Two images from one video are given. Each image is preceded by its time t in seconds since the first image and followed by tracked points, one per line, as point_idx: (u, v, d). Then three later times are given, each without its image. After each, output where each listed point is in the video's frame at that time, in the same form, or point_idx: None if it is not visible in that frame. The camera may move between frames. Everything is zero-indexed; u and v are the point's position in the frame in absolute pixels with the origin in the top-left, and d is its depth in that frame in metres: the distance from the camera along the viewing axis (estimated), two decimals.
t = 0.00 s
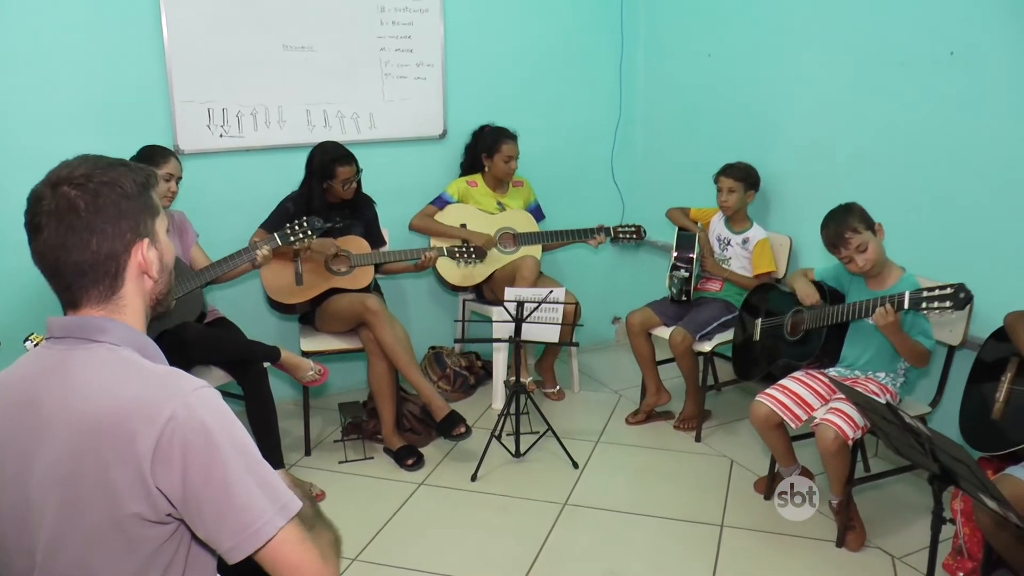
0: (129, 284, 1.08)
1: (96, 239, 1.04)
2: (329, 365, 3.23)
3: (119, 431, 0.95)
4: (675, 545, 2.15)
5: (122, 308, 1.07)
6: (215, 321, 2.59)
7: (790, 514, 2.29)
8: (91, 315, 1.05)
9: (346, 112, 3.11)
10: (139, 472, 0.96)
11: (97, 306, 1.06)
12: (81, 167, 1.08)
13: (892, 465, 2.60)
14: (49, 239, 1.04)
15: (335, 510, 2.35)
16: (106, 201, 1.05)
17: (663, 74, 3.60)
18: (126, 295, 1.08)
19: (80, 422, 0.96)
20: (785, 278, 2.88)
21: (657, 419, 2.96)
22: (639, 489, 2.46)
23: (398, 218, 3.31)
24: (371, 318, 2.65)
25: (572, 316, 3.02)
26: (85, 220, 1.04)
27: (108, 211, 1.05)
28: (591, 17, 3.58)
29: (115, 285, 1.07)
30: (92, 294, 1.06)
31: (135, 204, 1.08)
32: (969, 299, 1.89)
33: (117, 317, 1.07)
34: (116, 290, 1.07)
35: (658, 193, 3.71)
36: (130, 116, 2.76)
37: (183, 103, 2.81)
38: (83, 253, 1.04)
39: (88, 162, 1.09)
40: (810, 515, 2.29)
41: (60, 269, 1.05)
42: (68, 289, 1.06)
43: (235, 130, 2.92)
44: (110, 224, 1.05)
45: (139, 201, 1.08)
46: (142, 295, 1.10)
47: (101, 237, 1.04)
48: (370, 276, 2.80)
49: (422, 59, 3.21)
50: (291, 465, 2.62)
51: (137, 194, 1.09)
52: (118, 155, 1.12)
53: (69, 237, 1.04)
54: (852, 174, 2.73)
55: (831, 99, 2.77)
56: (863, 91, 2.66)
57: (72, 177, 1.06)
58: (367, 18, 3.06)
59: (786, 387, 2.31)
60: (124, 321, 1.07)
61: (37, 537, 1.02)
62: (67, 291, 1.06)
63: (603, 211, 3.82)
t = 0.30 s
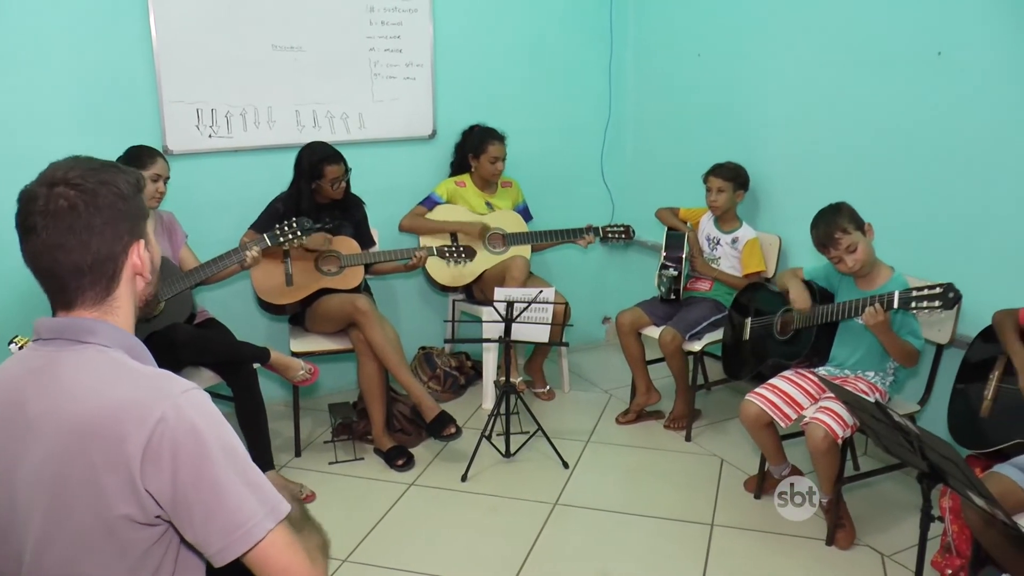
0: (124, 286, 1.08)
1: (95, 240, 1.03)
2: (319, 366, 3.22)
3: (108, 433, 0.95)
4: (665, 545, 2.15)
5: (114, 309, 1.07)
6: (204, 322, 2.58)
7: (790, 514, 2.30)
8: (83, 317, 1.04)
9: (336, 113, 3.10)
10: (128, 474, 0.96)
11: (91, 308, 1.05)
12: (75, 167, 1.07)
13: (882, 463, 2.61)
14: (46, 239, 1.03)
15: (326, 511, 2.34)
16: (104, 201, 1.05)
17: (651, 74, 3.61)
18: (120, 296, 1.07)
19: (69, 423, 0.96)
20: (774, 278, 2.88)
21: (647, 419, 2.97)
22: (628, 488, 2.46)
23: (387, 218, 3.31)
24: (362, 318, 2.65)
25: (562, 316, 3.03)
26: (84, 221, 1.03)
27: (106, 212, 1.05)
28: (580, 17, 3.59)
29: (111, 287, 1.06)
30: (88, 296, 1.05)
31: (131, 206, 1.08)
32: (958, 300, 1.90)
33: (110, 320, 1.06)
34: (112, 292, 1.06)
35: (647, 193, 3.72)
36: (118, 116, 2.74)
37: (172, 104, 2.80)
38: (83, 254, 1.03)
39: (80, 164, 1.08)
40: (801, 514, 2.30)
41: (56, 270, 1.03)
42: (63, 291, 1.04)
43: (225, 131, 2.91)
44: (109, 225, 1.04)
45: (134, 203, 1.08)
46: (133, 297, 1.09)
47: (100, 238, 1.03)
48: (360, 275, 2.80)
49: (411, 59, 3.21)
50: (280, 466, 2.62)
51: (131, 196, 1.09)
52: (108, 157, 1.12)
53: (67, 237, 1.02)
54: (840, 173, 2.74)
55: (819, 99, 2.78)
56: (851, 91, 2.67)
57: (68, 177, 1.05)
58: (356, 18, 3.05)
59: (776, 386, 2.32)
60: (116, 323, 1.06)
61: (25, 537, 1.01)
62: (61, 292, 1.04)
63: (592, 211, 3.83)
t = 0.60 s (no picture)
0: (115, 291, 1.07)
1: (88, 248, 1.03)
2: (309, 366, 3.21)
3: (98, 432, 0.94)
4: (655, 544, 2.15)
5: (105, 315, 1.06)
6: (195, 323, 2.58)
7: (790, 515, 2.30)
8: (72, 320, 1.03)
9: (326, 113, 3.10)
10: (119, 473, 0.95)
11: (82, 313, 1.05)
12: (62, 172, 1.05)
13: (871, 461, 2.62)
14: (37, 249, 1.02)
15: (317, 512, 2.34)
16: (94, 208, 1.04)
17: (640, 74, 3.62)
18: (111, 300, 1.07)
19: (58, 423, 0.95)
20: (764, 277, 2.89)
21: (638, 418, 2.97)
22: (619, 488, 2.47)
23: (377, 218, 3.30)
24: (352, 318, 2.64)
25: (553, 316, 3.03)
26: (76, 228, 1.02)
27: (96, 218, 1.04)
28: (569, 17, 3.59)
29: (103, 292, 1.06)
30: (79, 302, 1.04)
31: (121, 210, 1.07)
32: (947, 302, 1.91)
33: (101, 323, 1.06)
34: (103, 297, 1.06)
35: (637, 193, 3.72)
36: (106, 116, 2.73)
37: (161, 104, 2.79)
38: (76, 262, 1.02)
39: (65, 168, 1.06)
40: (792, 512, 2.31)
41: (49, 279, 1.02)
42: (55, 297, 1.03)
43: (214, 131, 2.91)
44: (101, 231, 1.04)
45: (123, 207, 1.08)
46: (124, 301, 1.09)
47: (93, 246, 1.03)
48: (351, 276, 2.79)
49: (401, 59, 3.20)
50: (271, 467, 2.61)
51: (120, 200, 1.08)
52: (93, 158, 1.10)
53: (59, 245, 1.01)
54: (829, 173, 2.75)
55: (808, 99, 2.79)
56: (839, 90, 2.68)
57: (55, 185, 1.03)
58: (345, 18, 3.05)
59: (767, 385, 2.32)
60: (107, 327, 1.06)
61: (16, 538, 1.01)
62: (53, 299, 1.04)
63: (582, 211, 3.83)
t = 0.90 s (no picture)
0: (102, 291, 1.06)
1: (76, 245, 1.02)
2: (300, 367, 3.21)
3: (86, 434, 0.94)
4: (646, 544, 2.16)
5: (93, 314, 1.05)
6: (184, 325, 2.57)
7: (790, 515, 2.29)
8: (60, 320, 1.02)
9: (315, 113, 3.09)
10: (107, 475, 0.95)
11: (69, 312, 1.03)
12: (52, 171, 1.05)
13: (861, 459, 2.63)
14: (25, 245, 1.01)
15: (308, 513, 2.34)
16: (83, 205, 1.04)
17: (629, 73, 3.63)
18: (99, 300, 1.06)
19: (45, 425, 0.94)
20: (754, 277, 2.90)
21: (629, 417, 2.98)
22: (609, 488, 2.47)
23: (368, 218, 3.30)
24: (342, 319, 2.64)
25: (543, 316, 3.03)
26: (64, 225, 1.02)
27: (85, 215, 1.04)
28: (559, 17, 3.59)
29: (91, 291, 1.05)
30: (67, 300, 1.03)
31: (110, 209, 1.07)
32: (935, 301, 1.92)
33: (88, 324, 1.05)
34: (91, 296, 1.05)
35: (627, 192, 3.73)
36: (94, 116, 2.72)
37: (150, 104, 2.78)
38: (64, 258, 1.01)
39: (54, 166, 1.06)
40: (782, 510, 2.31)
41: (37, 276, 1.02)
42: (43, 296, 1.03)
43: (204, 131, 2.90)
44: (89, 228, 1.03)
45: (113, 205, 1.08)
46: (113, 300, 1.08)
47: (81, 242, 1.02)
48: (341, 277, 2.80)
49: (391, 59, 3.20)
50: (262, 468, 2.61)
51: (110, 199, 1.08)
52: (83, 159, 1.10)
53: (47, 242, 1.01)
54: (818, 173, 2.76)
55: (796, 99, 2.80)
56: (828, 90, 2.69)
57: (43, 181, 1.03)
58: (335, 18, 3.04)
59: (757, 385, 2.33)
60: (95, 327, 1.05)
61: (4, 541, 1.01)
62: (40, 298, 1.03)
63: (572, 211, 3.84)
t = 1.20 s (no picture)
0: (86, 292, 1.05)
1: (55, 247, 1.01)
2: (290, 368, 3.20)
3: (73, 435, 0.93)
4: (636, 544, 2.16)
5: (79, 315, 1.05)
6: (175, 325, 2.57)
7: (790, 514, 2.26)
8: (46, 321, 1.02)
9: (306, 113, 3.09)
10: (96, 476, 0.95)
11: (53, 314, 1.03)
12: (35, 172, 1.04)
13: (852, 458, 2.64)
14: (4, 247, 1.00)
15: (299, 514, 2.33)
16: (64, 207, 1.02)
17: (620, 73, 3.63)
18: (84, 301, 1.05)
19: (32, 426, 0.94)
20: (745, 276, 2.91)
21: (620, 417, 2.98)
22: (601, 487, 2.47)
23: (358, 219, 3.30)
24: (333, 319, 2.64)
25: (534, 316, 3.04)
26: (43, 227, 1.01)
27: (65, 218, 1.02)
28: (550, 17, 3.60)
29: (73, 293, 1.04)
30: (49, 302, 1.02)
31: (93, 210, 1.05)
32: (923, 301, 1.92)
33: (73, 324, 1.04)
34: (74, 298, 1.04)
35: (618, 192, 3.73)
36: (83, 117, 2.71)
37: (139, 104, 2.77)
38: (44, 260, 1.00)
39: (38, 166, 1.05)
40: (772, 509, 2.32)
41: (18, 277, 1.01)
42: (24, 297, 1.02)
43: (194, 131, 2.89)
44: (69, 230, 1.02)
45: (96, 206, 1.06)
46: (100, 301, 1.07)
47: (61, 244, 1.01)
48: (331, 278, 2.79)
49: (382, 59, 3.20)
50: (253, 469, 2.60)
51: (93, 199, 1.06)
52: (70, 158, 1.08)
53: (27, 244, 1.00)
54: (808, 173, 2.77)
55: (786, 98, 2.82)
56: (817, 90, 2.70)
57: (25, 182, 1.02)
58: (325, 18, 3.04)
59: (748, 385, 2.33)
60: (81, 328, 1.04)
61: None
62: (23, 298, 1.02)
63: (563, 211, 3.84)
